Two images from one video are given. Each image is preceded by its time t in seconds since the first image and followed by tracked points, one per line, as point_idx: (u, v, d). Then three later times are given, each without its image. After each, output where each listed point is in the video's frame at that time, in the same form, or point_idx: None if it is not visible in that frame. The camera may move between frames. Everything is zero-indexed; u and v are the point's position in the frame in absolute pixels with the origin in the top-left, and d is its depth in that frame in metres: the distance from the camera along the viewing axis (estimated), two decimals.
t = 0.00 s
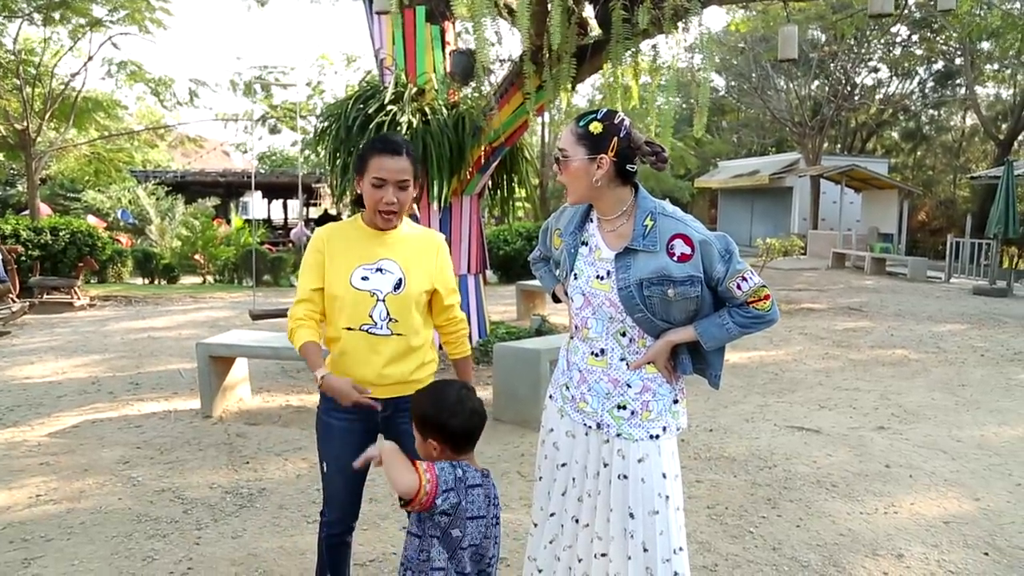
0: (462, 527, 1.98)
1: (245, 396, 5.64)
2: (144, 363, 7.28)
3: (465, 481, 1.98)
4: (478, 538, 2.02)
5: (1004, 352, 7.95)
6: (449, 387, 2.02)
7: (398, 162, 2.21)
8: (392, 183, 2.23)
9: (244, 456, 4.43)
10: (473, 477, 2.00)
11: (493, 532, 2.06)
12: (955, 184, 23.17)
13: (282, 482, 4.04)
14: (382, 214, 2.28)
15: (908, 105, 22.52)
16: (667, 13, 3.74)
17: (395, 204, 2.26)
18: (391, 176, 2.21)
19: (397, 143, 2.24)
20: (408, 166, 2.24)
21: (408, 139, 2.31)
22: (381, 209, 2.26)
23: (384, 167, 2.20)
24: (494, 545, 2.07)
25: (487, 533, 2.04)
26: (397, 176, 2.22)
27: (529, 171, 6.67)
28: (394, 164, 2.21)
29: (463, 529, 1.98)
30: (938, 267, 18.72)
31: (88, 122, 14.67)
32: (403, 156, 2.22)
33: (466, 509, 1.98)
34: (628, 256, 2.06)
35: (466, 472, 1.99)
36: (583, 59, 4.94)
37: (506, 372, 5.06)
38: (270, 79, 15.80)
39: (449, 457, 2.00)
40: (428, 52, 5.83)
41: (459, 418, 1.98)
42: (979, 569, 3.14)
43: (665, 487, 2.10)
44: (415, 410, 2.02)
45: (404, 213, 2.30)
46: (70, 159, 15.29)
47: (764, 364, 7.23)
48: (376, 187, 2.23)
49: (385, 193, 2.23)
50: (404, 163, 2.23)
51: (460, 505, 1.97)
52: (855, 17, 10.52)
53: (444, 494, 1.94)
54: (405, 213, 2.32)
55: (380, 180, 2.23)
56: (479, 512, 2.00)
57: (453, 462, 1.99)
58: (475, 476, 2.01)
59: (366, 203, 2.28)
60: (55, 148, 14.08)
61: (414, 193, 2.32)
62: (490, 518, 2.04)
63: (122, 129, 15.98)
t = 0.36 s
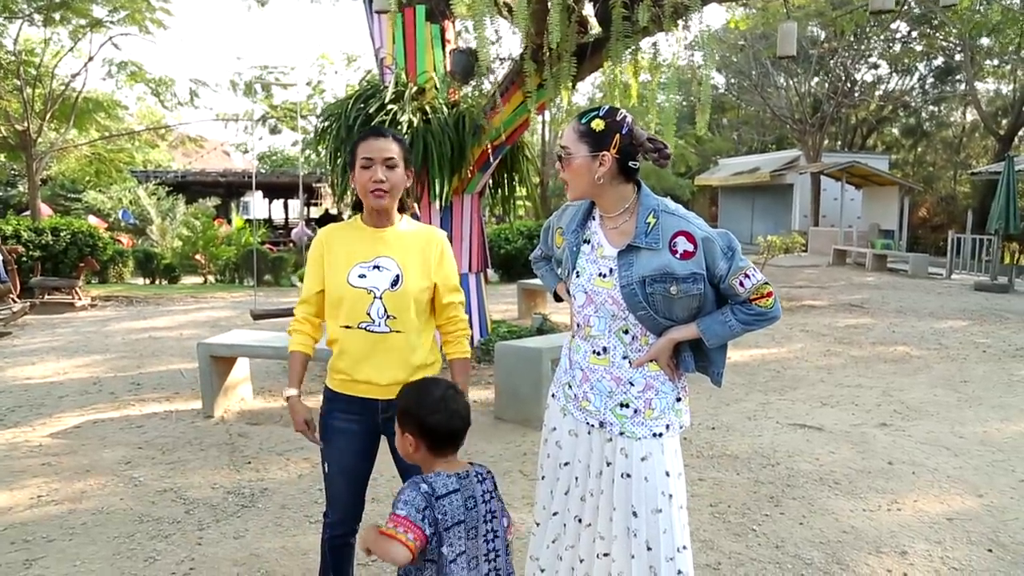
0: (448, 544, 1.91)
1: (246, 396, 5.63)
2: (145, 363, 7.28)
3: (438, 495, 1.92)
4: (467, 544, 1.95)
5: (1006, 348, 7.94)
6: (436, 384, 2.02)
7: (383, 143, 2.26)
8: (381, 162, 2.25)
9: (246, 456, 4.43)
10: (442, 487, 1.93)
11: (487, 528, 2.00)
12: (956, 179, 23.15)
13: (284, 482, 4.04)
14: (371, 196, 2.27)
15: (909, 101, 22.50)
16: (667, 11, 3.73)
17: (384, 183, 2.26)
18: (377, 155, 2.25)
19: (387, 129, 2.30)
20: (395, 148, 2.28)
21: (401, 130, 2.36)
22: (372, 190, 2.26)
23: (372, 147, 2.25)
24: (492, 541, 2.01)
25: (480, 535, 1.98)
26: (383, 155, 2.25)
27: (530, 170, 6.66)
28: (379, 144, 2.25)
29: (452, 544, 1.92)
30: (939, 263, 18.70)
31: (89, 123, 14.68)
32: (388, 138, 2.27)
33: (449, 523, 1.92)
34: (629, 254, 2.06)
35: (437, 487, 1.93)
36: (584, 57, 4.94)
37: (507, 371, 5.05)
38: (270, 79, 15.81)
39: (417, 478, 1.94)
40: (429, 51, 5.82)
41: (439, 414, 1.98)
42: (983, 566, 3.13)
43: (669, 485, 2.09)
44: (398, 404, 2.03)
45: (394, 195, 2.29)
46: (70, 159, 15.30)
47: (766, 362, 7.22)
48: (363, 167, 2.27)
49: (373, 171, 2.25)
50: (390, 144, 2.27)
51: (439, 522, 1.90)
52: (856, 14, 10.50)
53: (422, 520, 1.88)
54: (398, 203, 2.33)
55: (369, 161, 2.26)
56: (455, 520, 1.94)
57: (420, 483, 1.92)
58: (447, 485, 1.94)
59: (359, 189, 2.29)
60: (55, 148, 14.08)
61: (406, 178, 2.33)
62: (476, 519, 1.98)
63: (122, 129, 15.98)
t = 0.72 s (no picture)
0: (461, 537, 1.99)
1: (248, 396, 5.62)
2: (147, 363, 7.29)
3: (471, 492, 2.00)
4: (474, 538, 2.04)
5: (1008, 350, 7.93)
6: (445, 387, 2.02)
7: (388, 141, 2.28)
8: (384, 160, 2.26)
9: (248, 456, 4.44)
10: (476, 485, 2.02)
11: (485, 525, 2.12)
12: (957, 180, 23.13)
13: (285, 482, 4.04)
14: (375, 193, 2.28)
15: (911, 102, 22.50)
16: (669, 11, 3.72)
17: (389, 180, 2.27)
18: (380, 151, 2.26)
19: (392, 129, 2.32)
20: (400, 146, 2.29)
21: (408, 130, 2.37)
22: (376, 188, 2.27)
23: (376, 144, 2.27)
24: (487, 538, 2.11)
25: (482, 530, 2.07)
26: (388, 152, 2.26)
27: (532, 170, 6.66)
28: (384, 141, 2.27)
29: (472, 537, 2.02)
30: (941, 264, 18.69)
31: (91, 123, 14.70)
32: (392, 136, 2.29)
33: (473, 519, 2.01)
34: (632, 255, 2.06)
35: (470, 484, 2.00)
36: (586, 57, 4.93)
37: (510, 373, 5.04)
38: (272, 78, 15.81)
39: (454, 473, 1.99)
40: (431, 52, 5.81)
41: (460, 415, 1.98)
42: (984, 567, 3.13)
43: (672, 484, 2.09)
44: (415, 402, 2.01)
45: (398, 193, 2.29)
46: (72, 159, 15.33)
47: (768, 363, 7.21)
48: (366, 165, 2.28)
49: (376, 167, 2.26)
50: (394, 143, 2.29)
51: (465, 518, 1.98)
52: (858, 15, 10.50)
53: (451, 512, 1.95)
54: (402, 202, 2.33)
55: (373, 160, 2.27)
56: (477, 516, 2.03)
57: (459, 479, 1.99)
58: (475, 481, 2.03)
59: (362, 188, 2.31)
60: (58, 147, 14.10)
61: (410, 178, 2.34)
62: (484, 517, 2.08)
63: (124, 129, 16.00)
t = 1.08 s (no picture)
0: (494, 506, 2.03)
1: (249, 396, 5.62)
2: (148, 363, 7.29)
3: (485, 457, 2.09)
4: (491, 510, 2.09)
5: (1008, 350, 7.93)
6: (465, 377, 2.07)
7: (384, 144, 2.27)
8: (380, 164, 2.26)
9: (249, 457, 4.44)
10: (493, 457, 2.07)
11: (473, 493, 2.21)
12: (958, 181, 23.13)
13: (287, 482, 4.04)
14: (372, 196, 2.28)
15: (911, 102, 22.54)
16: (670, 12, 3.73)
17: (384, 184, 2.26)
18: (377, 156, 2.26)
19: (389, 133, 2.30)
20: (397, 150, 2.28)
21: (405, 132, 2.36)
22: (371, 192, 2.27)
23: (373, 148, 2.27)
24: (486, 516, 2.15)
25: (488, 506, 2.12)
26: (383, 156, 2.26)
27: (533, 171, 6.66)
28: (381, 145, 2.27)
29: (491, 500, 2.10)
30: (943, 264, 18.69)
31: (92, 123, 14.70)
32: (389, 139, 2.28)
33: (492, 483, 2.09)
34: (635, 255, 2.06)
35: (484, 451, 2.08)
36: (587, 58, 4.93)
37: (512, 372, 5.04)
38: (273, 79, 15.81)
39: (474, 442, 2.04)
40: (432, 53, 5.83)
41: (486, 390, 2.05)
42: (986, 567, 3.13)
43: (676, 483, 2.09)
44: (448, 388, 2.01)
45: (395, 196, 2.28)
46: (74, 160, 15.32)
47: (769, 363, 7.21)
48: (364, 168, 2.28)
49: (372, 172, 2.26)
50: (391, 145, 2.28)
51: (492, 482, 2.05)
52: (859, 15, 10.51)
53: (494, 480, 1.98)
54: (401, 205, 2.32)
55: (371, 166, 2.26)
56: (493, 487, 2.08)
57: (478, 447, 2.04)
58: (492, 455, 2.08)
59: (360, 190, 2.30)
60: (59, 148, 14.10)
61: (409, 180, 2.33)
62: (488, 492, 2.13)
63: (125, 130, 16.01)
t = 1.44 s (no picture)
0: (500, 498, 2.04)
1: (249, 397, 5.63)
2: (147, 365, 7.28)
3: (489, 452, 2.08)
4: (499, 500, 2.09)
5: (1007, 350, 7.93)
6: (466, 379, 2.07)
7: (387, 162, 2.23)
8: (385, 184, 2.24)
9: (248, 458, 4.44)
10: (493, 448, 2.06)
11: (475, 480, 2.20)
12: (957, 181, 23.15)
13: (286, 483, 4.04)
14: (378, 212, 2.29)
15: (910, 103, 22.57)
16: (668, 12, 3.74)
17: (390, 203, 2.27)
18: (381, 176, 2.23)
19: (389, 143, 2.25)
20: (400, 165, 2.25)
21: (405, 139, 2.32)
22: (379, 209, 2.28)
23: (374, 166, 2.23)
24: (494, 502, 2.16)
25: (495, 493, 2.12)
26: (387, 176, 2.24)
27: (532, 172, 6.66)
28: (383, 163, 2.22)
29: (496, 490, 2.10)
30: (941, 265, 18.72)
31: (90, 124, 14.68)
32: (392, 155, 2.24)
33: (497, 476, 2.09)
34: (635, 255, 2.06)
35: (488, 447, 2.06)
36: (586, 59, 4.93)
37: (512, 373, 5.05)
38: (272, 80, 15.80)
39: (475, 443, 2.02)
40: (431, 53, 5.83)
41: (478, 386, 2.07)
42: (984, 566, 3.14)
43: (675, 483, 2.09)
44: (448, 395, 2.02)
45: (398, 214, 2.31)
46: (72, 160, 15.36)
47: (768, 363, 7.22)
48: (367, 186, 2.26)
49: (377, 193, 2.25)
50: (395, 164, 2.24)
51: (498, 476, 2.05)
52: (857, 16, 10.52)
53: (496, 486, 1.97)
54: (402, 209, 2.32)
55: (373, 182, 2.25)
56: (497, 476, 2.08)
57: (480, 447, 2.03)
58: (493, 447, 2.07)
59: (364, 204, 2.30)
60: (57, 149, 14.10)
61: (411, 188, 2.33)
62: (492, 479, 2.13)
63: (123, 131, 16.01)
